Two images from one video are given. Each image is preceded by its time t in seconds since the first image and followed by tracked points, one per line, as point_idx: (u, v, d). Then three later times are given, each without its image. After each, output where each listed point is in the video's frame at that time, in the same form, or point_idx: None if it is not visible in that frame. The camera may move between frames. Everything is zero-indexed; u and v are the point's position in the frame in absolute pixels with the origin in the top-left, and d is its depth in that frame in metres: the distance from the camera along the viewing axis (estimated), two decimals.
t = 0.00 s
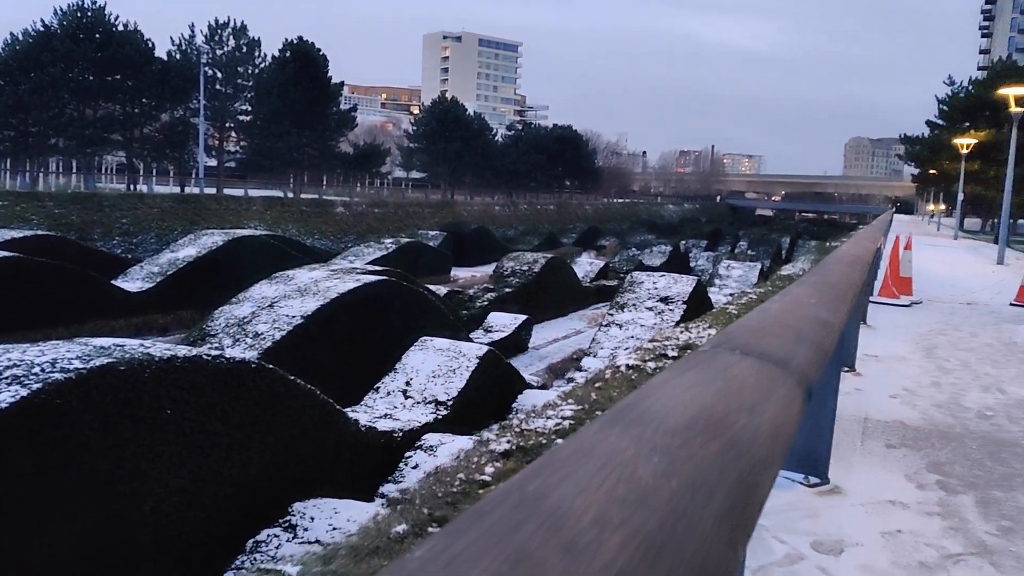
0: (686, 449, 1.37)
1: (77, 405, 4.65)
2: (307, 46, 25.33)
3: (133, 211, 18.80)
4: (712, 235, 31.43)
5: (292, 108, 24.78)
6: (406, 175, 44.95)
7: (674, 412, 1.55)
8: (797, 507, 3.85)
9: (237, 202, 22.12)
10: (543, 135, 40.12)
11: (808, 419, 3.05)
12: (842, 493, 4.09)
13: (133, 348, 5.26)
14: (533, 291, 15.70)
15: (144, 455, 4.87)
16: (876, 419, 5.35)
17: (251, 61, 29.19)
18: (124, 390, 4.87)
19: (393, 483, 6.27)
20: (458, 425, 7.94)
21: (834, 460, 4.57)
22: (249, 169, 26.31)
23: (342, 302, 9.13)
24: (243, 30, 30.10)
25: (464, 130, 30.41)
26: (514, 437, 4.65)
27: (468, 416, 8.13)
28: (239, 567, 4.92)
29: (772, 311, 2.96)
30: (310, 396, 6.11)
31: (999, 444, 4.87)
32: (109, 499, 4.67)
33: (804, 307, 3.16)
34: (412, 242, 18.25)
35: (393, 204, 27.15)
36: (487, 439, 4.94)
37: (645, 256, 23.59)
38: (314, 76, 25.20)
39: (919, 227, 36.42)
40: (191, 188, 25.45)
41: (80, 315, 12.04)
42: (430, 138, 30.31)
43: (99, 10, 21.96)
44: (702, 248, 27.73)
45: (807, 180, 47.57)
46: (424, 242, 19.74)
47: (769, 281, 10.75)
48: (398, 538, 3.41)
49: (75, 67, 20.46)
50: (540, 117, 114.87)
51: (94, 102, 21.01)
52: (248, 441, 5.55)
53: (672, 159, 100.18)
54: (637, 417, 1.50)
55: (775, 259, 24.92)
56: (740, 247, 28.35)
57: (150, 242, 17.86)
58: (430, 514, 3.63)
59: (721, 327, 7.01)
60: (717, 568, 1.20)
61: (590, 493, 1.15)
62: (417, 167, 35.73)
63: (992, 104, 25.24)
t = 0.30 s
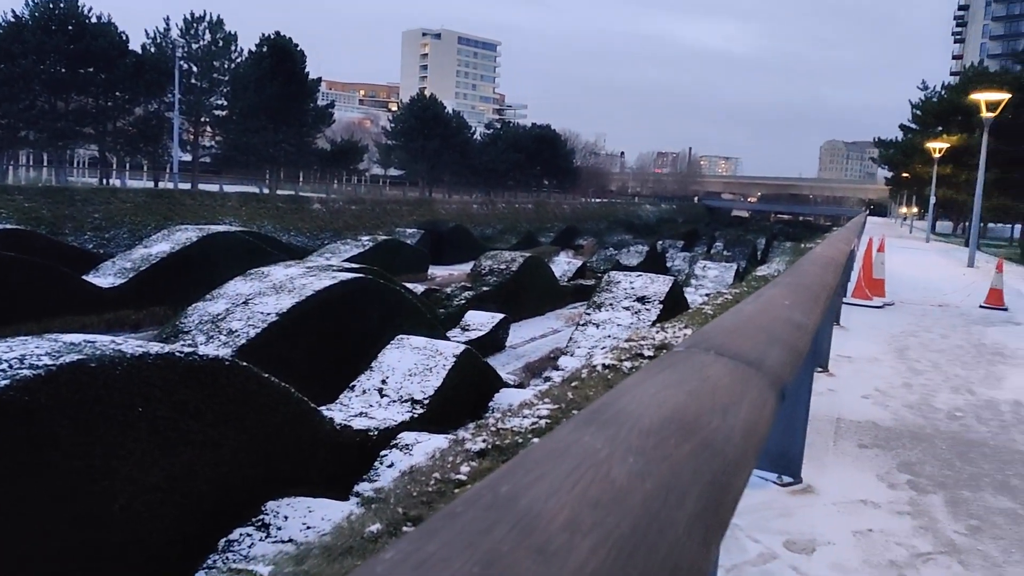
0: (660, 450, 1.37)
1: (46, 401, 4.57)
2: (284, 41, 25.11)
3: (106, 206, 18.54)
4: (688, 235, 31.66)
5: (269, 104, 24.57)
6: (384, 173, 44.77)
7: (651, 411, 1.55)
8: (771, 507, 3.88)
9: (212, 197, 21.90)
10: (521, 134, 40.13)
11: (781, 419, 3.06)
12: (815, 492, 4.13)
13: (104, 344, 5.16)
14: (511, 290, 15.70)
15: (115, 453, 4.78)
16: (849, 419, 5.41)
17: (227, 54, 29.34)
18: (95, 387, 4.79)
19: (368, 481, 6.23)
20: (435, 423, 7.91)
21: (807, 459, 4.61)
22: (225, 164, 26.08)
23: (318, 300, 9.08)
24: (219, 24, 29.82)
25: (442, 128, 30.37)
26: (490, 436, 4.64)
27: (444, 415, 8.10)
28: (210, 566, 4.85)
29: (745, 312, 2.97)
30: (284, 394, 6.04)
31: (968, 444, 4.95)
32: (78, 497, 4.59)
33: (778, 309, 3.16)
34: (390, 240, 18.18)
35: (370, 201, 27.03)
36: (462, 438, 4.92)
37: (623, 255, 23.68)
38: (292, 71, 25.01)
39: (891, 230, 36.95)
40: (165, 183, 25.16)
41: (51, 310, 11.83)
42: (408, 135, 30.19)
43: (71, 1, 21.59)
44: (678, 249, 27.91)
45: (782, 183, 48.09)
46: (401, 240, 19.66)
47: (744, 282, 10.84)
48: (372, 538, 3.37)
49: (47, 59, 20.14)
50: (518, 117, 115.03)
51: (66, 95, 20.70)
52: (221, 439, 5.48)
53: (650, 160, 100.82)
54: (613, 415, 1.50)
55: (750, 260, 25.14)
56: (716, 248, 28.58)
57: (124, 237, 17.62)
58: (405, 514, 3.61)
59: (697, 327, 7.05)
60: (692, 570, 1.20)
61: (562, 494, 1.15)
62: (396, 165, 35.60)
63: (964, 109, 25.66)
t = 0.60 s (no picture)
0: (647, 443, 1.37)
1: (34, 389, 4.54)
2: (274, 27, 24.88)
3: (93, 192, 18.36)
4: (678, 227, 31.71)
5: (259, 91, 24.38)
6: (373, 161, 44.57)
7: (637, 402, 1.55)
8: (758, 496, 3.92)
9: (200, 184, 21.73)
10: (512, 123, 39.96)
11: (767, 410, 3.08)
12: (801, 482, 4.17)
13: (92, 331, 5.13)
14: (501, 279, 15.70)
15: (103, 441, 4.76)
16: (835, 410, 5.46)
17: (215, 41, 29.05)
18: (83, 375, 4.76)
19: (357, 470, 6.23)
20: (424, 412, 7.91)
21: (793, 449, 4.65)
22: (214, 151, 25.88)
23: (307, 288, 9.05)
24: (208, 9, 29.49)
25: (433, 117, 30.25)
26: (478, 425, 4.65)
27: (433, 404, 8.10)
28: (198, 553, 4.85)
29: (734, 303, 2.97)
30: (273, 382, 6.03)
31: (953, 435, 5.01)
32: (65, 485, 4.57)
33: (767, 301, 3.17)
34: (379, 229, 18.12)
35: (360, 189, 26.92)
36: (452, 427, 4.93)
37: (612, 246, 23.72)
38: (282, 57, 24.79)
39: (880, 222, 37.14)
40: (152, 170, 24.95)
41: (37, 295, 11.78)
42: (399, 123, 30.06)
43: None
44: (668, 240, 27.96)
45: (772, 174, 48.17)
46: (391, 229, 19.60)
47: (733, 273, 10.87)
48: (361, 525, 3.37)
49: (33, 43, 19.87)
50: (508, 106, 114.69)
51: (52, 79, 20.44)
52: (210, 427, 5.46)
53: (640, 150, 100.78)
54: (601, 405, 1.50)
55: (740, 251, 25.24)
56: (706, 239, 28.65)
57: (112, 224, 17.48)
58: (395, 502, 3.61)
59: (686, 317, 7.09)
60: (679, 561, 1.20)
61: (550, 486, 1.14)
62: (386, 153, 35.45)
63: (954, 103, 25.74)
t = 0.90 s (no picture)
0: (628, 449, 1.37)
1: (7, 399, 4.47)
2: (253, 33, 24.77)
3: (69, 200, 18.15)
4: (657, 233, 31.91)
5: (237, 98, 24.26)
6: (353, 168, 44.43)
7: (617, 409, 1.55)
8: (738, 501, 3.94)
9: (177, 191, 21.55)
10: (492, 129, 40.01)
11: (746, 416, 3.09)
12: (782, 486, 4.20)
13: (66, 341, 5.05)
14: (481, 286, 15.69)
15: (77, 452, 4.69)
16: (814, 414, 5.51)
17: (193, 48, 28.90)
18: (56, 385, 4.68)
19: (337, 479, 6.17)
20: (405, 420, 7.87)
21: (773, 454, 4.68)
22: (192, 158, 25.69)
23: (285, 296, 8.99)
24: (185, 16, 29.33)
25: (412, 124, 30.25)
26: (459, 433, 4.64)
27: (414, 412, 8.06)
28: (175, 566, 4.77)
29: (712, 309, 2.98)
30: (253, 391, 5.96)
31: (929, 438, 5.08)
32: (39, 498, 4.50)
33: (746, 307, 3.18)
34: (359, 236, 18.06)
35: (339, 196, 26.84)
36: (433, 435, 4.91)
37: (593, 253, 23.81)
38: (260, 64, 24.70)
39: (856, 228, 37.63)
40: (129, 176, 24.71)
41: (10, 306, 11.64)
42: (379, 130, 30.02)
43: None
44: (647, 246, 28.12)
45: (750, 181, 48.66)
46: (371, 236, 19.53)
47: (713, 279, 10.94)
48: (341, 535, 3.35)
49: (7, 49, 19.65)
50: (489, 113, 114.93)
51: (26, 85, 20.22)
52: (187, 436, 5.40)
53: (620, 157, 101.38)
54: (582, 413, 1.50)
55: (719, 257, 25.44)
56: (685, 245, 28.85)
57: (87, 232, 17.28)
58: (375, 511, 3.59)
59: (665, 324, 7.12)
60: (658, 567, 1.20)
61: (531, 494, 1.14)
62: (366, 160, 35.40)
63: (927, 110, 26.04)
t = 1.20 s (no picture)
0: (618, 449, 1.38)
1: None
2: (243, 35, 24.70)
3: (58, 202, 18.03)
4: (647, 235, 31.98)
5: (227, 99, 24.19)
6: (343, 170, 44.27)
7: (608, 411, 1.55)
8: (728, 501, 3.96)
9: (166, 193, 21.45)
10: (483, 131, 39.99)
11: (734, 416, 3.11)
12: (772, 487, 4.22)
13: (55, 342, 5.00)
14: (472, 288, 15.69)
15: (66, 455, 4.66)
16: (804, 415, 5.54)
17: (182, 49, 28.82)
18: (45, 387, 4.64)
19: (327, 481, 6.15)
20: (395, 422, 7.85)
21: (763, 455, 4.70)
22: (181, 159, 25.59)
23: (275, 298, 8.96)
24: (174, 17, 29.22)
25: (402, 125, 30.21)
26: (450, 434, 4.63)
27: (404, 414, 8.04)
28: (165, 569, 4.75)
29: (703, 310, 2.99)
30: (243, 393, 5.92)
31: (918, 439, 5.11)
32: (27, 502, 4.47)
33: (735, 309, 3.18)
34: (349, 238, 18.03)
35: (329, 198, 26.79)
36: (423, 437, 4.90)
37: (583, 254, 23.83)
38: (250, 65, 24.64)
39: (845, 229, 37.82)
40: (117, 179, 24.59)
41: None
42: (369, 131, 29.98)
43: None
44: (637, 247, 28.17)
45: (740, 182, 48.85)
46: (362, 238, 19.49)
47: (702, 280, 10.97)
48: (332, 538, 3.35)
49: None
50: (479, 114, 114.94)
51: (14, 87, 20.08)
52: (178, 439, 5.37)
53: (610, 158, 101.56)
54: (572, 413, 1.50)
55: (708, 259, 25.52)
56: (675, 246, 28.94)
57: (75, 234, 17.17)
58: (366, 513, 3.59)
59: (655, 325, 7.15)
60: (647, 567, 1.21)
61: (522, 494, 1.15)
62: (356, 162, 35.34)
63: (914, 112, 26.15)
